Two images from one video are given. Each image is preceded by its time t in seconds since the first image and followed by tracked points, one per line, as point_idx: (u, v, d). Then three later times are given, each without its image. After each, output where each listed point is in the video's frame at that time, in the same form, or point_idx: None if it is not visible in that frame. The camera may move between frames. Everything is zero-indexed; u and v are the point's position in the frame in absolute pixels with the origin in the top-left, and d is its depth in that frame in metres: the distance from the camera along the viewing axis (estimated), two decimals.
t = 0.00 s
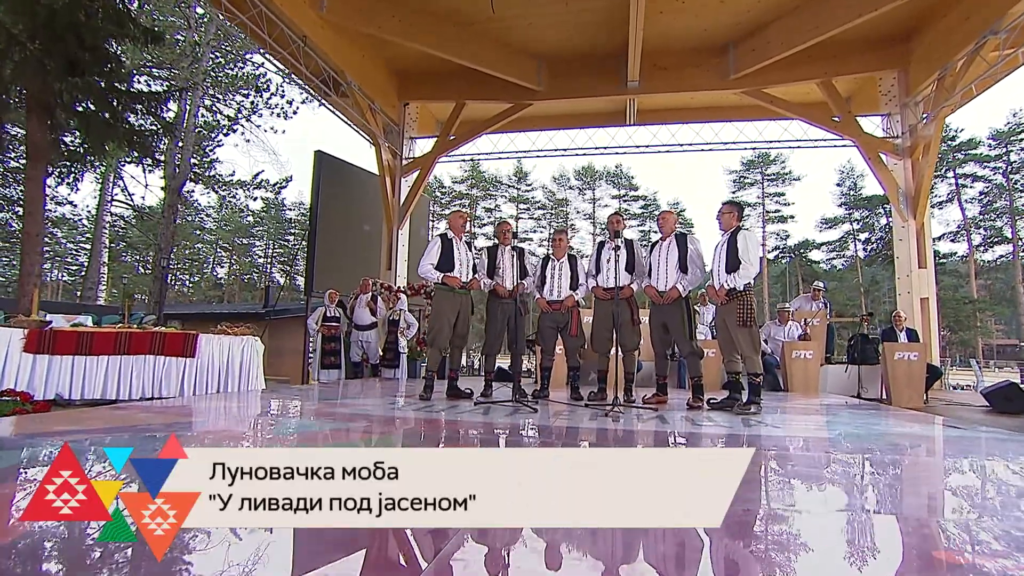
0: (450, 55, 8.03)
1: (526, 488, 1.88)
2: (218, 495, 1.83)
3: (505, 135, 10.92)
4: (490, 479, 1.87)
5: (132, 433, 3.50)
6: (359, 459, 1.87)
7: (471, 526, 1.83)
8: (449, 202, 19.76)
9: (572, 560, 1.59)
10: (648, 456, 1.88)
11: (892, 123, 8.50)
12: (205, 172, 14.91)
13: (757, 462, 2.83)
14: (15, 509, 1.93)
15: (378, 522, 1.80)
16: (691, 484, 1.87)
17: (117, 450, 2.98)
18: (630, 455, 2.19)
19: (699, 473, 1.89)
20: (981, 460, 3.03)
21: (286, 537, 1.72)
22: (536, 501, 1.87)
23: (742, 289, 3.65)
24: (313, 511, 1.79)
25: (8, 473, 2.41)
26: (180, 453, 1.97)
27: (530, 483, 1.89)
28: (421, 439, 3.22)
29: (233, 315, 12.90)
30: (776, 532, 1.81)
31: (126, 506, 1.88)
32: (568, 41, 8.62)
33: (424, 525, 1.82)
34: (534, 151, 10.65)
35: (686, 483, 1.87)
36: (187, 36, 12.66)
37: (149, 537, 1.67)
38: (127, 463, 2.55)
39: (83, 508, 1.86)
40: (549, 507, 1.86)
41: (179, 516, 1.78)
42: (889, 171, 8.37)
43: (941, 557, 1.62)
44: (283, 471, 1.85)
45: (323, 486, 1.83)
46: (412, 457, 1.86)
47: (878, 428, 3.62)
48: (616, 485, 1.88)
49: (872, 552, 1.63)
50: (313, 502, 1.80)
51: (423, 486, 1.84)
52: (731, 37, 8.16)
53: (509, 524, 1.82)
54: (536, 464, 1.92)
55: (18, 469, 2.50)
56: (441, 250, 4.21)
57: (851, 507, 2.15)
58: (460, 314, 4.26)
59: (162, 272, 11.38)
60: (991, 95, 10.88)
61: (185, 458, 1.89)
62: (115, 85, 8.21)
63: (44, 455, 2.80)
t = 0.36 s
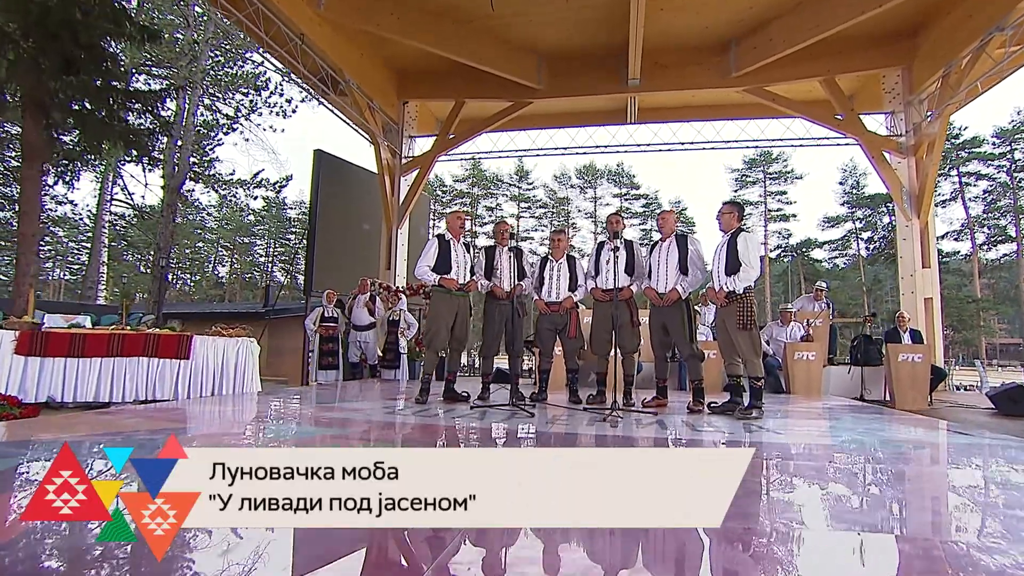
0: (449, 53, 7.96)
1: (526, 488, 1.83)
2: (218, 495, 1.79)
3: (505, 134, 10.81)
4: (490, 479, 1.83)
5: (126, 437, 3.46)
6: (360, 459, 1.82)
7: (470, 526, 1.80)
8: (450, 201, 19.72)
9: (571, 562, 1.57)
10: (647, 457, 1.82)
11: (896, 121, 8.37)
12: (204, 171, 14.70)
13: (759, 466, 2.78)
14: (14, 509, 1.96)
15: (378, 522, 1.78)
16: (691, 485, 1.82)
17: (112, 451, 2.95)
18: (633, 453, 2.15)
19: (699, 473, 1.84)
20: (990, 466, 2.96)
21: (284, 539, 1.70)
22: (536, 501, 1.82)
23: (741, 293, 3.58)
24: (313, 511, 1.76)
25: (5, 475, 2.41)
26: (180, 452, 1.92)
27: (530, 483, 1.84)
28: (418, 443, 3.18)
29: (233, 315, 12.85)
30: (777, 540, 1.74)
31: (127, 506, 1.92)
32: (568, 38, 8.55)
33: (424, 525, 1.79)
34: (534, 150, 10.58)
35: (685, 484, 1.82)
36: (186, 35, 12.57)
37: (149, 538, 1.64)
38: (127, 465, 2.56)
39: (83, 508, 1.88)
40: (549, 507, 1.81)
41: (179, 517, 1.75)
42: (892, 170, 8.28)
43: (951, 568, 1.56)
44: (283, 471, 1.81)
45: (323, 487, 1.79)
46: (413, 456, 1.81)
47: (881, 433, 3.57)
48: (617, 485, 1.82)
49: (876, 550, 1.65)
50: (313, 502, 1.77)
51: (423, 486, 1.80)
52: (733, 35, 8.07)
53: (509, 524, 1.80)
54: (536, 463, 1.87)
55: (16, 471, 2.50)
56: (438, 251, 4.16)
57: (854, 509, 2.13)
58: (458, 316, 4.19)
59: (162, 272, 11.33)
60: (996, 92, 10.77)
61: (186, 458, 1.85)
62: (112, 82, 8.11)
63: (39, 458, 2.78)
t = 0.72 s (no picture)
0: (449, 49, 7.88)
1: (526, 489, 1.78)
2: (219, 495, 1.76)
3: (505, 130, 10.70)
4: (490, 479, 1.78)
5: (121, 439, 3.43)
6: (359, 459, 1.77)
7: (470, 526, 1.77)
8: (452, 197, 19.67)
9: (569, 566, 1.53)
10: (648, 457, 1.76)
11: (901, 116, 8.28)
12: (203, 167, 14.45)
13: (762, 467, 2.74)
14: (18, 508, 1.97)
15: (377, 523, 1.75)
16: (691, 485, 1.79)
17: (107, 451, 2.92)
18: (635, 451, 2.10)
19: (699, 473, 1.80)
20: (996, 469, 2.89)
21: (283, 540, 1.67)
22: (536, 502, 1.78)
23: (742, 292, 3.52)
24: (313, 511, 1.73)
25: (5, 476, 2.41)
26: (181, 449, 1.86)
27: (530, 483, 1.79)
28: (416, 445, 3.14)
29: (233, 313, 12.82)
30: (780, 543, 1.70)
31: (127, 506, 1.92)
32: (569, 33, 8.46)
33: (423, 525, 1.76)
34: (535, 146, 10.50)
35: (685, 484, 1.79)
36: (185, 31, 12.51)
37: (149, 538, 1.63)
38: (128, 464, 2.54)
39: (83, 508, 1.89)
40: (548, 507, 1.77)
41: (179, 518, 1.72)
42: (897, 166, 8.20)
43: None
44: (283, 471, 1.77)
45: (323, 487, 1.75)
46: (413, 456, 1.77)
47: (886, 434, 3.51)
48: (617, 486, 1.77)
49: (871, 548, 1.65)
50: (313, 502, 1.74)
51: (423, 486, 1.76)
52: (736, 29, 7.98)
53: (508, 525, 1.77)
54: (536, 463, 1.80)
55: (16, 472, 2.49)
56: (435, 249, 4.08)
57: (858, 512, 2.09)
58: (455, 315, 4.12)
59: (162, 269, 11.27)
60: (1003, 87, 10.65)
61: (186, 458, 1.80)
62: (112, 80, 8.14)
63: (35, 460, 2.76)
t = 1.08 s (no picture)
0: (449, 41, 7.77)
1: (527, 489, 1.72)
2: (219, 495, 1.73)
3: (507, 124, 10.66)
4: (490, 479, 1.73)
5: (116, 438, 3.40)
6: (359, 459, 1.71)
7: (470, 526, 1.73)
8: (455, 191, 19.61)
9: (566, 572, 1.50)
10: (649, 457, 1.70)
11: (910, 109, 8.13)
12: (207, 164, 14.74)
13: (767, 469, 2.67)
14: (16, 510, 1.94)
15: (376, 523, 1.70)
16: (691, 485, 1.73)
17: (103, 450, 2.88)
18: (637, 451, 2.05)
19: (699, 473, 1.73)
20: (1010, 471, 2.79)
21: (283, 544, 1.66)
22: (537, 501, 1.72)
23: (746, 289, 3.44)
24: (313, 511, 1.69)
25: None
26: (181, 449, 1.78)
27: (531, 483, 1.72)
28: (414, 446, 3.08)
29: (236, 308, 12.82)
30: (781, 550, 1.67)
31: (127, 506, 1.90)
32: (572, 24, 8.35)
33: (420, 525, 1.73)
34: (537, 140, 10.42)
35: (685, 484, 1.73)
36: (186, 26, 12.48)
37: (149, 538, 1.65)
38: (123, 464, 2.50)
39: (84, 508, 1.86)
40: (549, 507, 1.72)
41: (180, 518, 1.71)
42: (905, 159, 8.04)
43: None
44: (283, 471, 1.72)
45: (323, 487, 1.71)
46: (413, 456, 1.70)
47: (895, 435, 3.42)
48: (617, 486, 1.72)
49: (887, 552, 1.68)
50: (313, 502, 1.70)
51: (423, 486, 1.72)
52: (741, 19, 7.86)
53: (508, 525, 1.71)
54: (536, 463, 1.73)
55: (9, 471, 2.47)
56: (433, 243, 4.00)
57: (865, 515, 2.03)
58: (453, 312, 4.04)
59: (164, 265, 11.34)
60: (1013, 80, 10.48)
61: (186, 457, 1.74)
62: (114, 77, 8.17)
63: (32, 459, 2.72)
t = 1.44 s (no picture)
0: (451, 33, 7.68)
1: (527, 489, 1.74)
2: (219, 495, 1.74)
3: (510, 117, 10.59)
4: (491, 479, 1.74)
5: (111, 436, 3.36)
6: (359, 459, 1.73)
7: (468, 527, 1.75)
8: (459, 185, 19.53)
9: None
10: (649, 457, 1.71)
11: (919, 100, 7.99)
12: (210, 159, 15.18)
13: (774, 469, 2.59)
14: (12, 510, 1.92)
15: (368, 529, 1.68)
16: (691, 485, 1.73)
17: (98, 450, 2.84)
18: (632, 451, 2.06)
19: (699, 473, 1.74)
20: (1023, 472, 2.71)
21: (278, 542, 1.65)
22: (537, 502, 1.74)
23: (750, 285, 3.33)
24: (313, 512, 1.70)
25: None
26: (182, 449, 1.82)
27: (531, 483, 1.74)
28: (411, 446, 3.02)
29: (239, 304, 12.80)
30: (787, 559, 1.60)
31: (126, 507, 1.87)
32: (575, 15, 8.23)
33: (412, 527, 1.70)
34: (540, 133, 10.33)
35: (685, 484, 1.73)
36: (186, 19, 12.39)
37: (149, 538, 1.64)
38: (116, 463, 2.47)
39: (83, 508, 1.86)
40: (549, 507, 1.75)
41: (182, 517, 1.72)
42: (914, 152, 7.95)
43: None
44: (282, 471, 1.72)
45: (323, 487, 1.72)
46: (413, 456, 1.72)
47: (904, 435, 3.34)
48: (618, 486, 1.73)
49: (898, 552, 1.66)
50: (313, 502, 1.71)
51: (423, 486, 1.73)
52: (747, 10, 7.73)
53: (509, 524, 1.74)
54: (536, 463, 1.75)
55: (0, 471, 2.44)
56: (430, 238, 3.93)
57: (871, 515, 1.99)
58: (450, 308, 3.98)
59: (167, 259, 11.35)
60: None
61: (186, 457, 1.76)
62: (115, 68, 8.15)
63: (27, 459, 2.68)
